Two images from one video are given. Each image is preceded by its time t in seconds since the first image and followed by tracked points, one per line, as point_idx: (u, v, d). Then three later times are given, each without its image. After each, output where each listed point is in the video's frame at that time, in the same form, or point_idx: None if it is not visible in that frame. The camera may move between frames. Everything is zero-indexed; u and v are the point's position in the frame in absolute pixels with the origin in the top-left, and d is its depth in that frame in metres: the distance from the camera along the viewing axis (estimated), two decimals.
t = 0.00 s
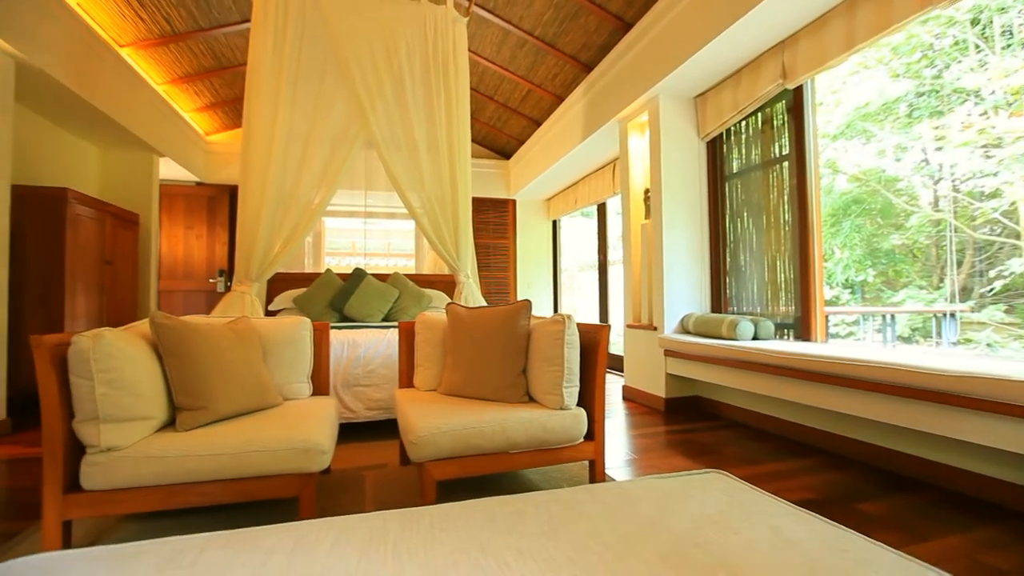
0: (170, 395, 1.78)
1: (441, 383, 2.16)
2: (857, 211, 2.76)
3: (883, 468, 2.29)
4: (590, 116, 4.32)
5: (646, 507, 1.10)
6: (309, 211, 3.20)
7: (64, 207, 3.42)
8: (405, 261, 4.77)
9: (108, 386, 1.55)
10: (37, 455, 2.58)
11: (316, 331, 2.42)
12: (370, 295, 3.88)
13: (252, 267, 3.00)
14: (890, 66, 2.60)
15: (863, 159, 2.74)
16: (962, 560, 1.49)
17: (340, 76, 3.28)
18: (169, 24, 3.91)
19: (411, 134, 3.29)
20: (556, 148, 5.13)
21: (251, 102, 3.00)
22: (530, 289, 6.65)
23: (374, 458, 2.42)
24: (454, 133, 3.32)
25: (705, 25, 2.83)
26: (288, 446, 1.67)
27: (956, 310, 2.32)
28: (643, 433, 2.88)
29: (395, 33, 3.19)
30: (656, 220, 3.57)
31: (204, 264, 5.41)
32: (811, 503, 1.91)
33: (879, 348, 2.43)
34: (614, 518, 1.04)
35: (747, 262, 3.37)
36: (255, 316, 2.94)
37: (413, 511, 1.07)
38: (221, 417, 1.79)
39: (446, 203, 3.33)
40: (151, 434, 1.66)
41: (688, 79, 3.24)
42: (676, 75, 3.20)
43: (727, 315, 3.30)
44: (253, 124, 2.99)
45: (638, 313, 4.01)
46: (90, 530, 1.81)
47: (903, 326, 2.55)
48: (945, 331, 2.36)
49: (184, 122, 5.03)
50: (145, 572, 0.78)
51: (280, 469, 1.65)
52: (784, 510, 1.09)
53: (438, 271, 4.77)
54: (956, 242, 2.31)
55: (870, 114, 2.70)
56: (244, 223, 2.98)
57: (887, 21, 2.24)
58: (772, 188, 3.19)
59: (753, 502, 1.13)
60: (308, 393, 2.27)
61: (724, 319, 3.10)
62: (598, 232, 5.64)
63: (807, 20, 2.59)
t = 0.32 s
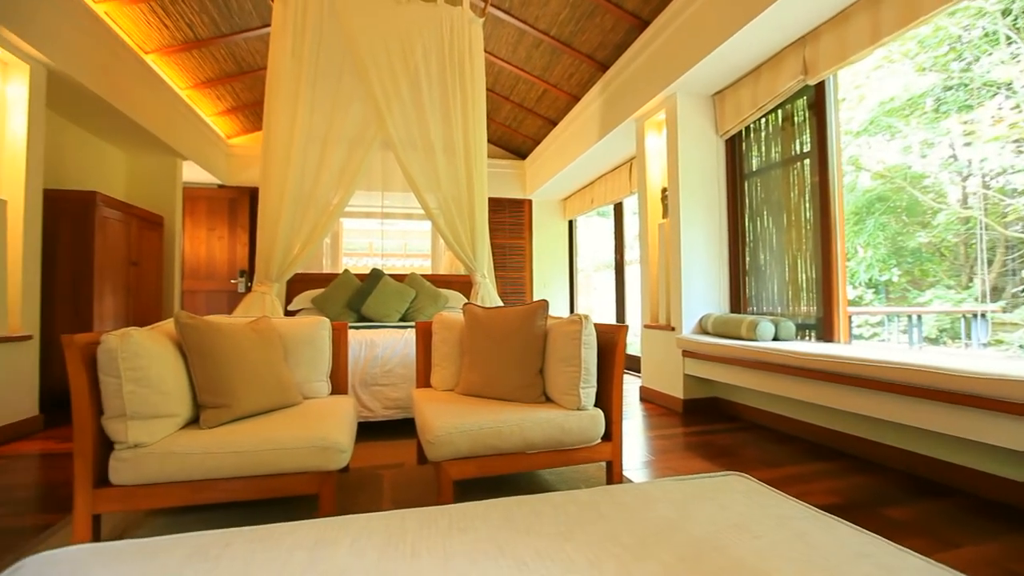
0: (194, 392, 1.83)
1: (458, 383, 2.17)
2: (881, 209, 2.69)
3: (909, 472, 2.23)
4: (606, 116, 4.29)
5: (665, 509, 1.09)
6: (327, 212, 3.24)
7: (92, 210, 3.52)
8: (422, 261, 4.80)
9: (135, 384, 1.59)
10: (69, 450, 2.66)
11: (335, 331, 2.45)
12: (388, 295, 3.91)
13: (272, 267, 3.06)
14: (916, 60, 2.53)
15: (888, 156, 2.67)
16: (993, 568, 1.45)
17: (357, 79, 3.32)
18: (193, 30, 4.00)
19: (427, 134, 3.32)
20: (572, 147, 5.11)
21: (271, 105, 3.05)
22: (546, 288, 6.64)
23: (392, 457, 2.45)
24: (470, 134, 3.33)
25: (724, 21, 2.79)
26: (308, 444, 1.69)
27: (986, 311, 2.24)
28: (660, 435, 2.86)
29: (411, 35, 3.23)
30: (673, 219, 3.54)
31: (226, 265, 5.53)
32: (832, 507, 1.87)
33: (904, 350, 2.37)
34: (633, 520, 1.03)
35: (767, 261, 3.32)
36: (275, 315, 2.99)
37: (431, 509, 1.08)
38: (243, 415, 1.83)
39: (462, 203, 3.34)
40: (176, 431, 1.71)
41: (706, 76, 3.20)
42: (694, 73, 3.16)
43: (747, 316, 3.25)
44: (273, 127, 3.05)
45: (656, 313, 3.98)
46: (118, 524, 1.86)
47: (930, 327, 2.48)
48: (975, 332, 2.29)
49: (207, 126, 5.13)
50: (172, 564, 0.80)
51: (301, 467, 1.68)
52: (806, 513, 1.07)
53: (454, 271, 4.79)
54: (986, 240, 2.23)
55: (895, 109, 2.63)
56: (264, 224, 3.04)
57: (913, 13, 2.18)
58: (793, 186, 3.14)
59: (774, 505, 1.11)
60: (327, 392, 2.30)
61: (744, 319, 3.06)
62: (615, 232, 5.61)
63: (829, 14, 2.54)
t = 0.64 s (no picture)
0: (219, 391, 1.87)
1: (476, 383, 2.17)
2: (909, 207, 2.62)
3: (939, 477, 2.17)
4: (624, 115, 4.26)
5: (687, 511, 1.08)
6: (346, 213, 3.28)
7: (122, 213, 3.62)
8: (440, 262, 4.83)
9: (163, 382, 1.64)
10: (101, 445, 2.75)
11: (355, 331, 2.48)
12: (406, 295, 3.95)
13: (294, 268, 3.11)
14: (947, 52, 2.45)
15: (916, 152, 2.59)
16: None
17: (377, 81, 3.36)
18: (216, 36, 4.09)
19: (445, 135, 3.34)
20: (589, 147, 5.09)
21: (293, 109, 3.10)
22: (564, 288, 6.62)
23: (411, 456, 2.46)
24: (488, 133, 3.34)
25: (745, 16, 2.75)
26: (330, 442, 1.72)
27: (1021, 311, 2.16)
28: (680, 436, 2.83)
29: (430, 37, 3.25)
30: (693, 219, 3.49)
31: (248, 266, 5.64)
32: (858, 512, 1.82)
33: (933, 351, 2.30)
34: (654, 522, 1.02)
35: (790, 261, 3.26)
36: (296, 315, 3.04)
37: (450, 508, 1.08)
38: (266, 413, 1.86)
39: (480, 203, 3.35)
40: (202, 428, 1.75)
41: (727, 73, 3.15)
42: (714, 70, 3.12)
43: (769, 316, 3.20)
44: (295, 130, 3.10)
45: (675, 313, 3.93)
46: (148, 518, 1.91)
47: (961, 329, 2.40)
48: (1010, 334, 2.21)
49: (230, 130, 5.24)
50: (200, 558, 0.82)
51: (323, 464, 1.71)
52: (831, 518, 1.04)
53: (472, 272, 4.81)
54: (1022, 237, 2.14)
55: (924, 104, 2.56)
56: (286, 225, 3.09)
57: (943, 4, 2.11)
58: (817, 184, 3.08)
59: (799, 509, 1.09)
60: (347, 391, 2.33)
61: (766, 320, 3.00)
62: (633, 232, 5.56)
63: (854, 7, 2.48)
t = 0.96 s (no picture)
0: (242, 389, 1.91)
1: (493, 383, 2.18)
2: (937, 204, 2.54)
3: (969, 483, 2.10)
4: (641, 114, 4.23)
5: (707, 514, 1.06)
6: (364, 214, 3.31)
7: (147, 216, 3.72)
8: (456, 262, 4.86)
9: (188, 380, 1.68)
10: (128, 441, 2.83)
11: (373, 331, 2.51)
12: (423, 295, 3.98)
13: (313, 269, 3.16)
14: (977, 44, 2.36)
15: (944, 147, 2.51)
16: None
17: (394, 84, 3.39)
18: (238, 42, 4.17)
19: (462, 136, 3.35)
20: (606, 146, 5.06)
21: (312, 112, 3.15)
22: (580, 289, 6.59)
23: (429, 456, 2.48)
24: (504, 134, 3.34)
25: (764, 13, 2.71)
26: (349, 441, 1.74)
27: None
28: (698, 438, 2.80)
29: (446, 39, 3.27)
30: (712, 218, 3.45)
31: (269, 267, 5.74)
32: (883, 517, 1.78)
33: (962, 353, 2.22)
34: (673, 524, 1.01)
35: (812, 260, 3.21)
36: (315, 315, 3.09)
37: (468, 508, 1.09)
38: (287, 411, 1.89)
39: (497, 204, 3.36)
40: (225, 425, 1.78)
41: (746, 69, 3.11)
42: (733, 67, 3.08)
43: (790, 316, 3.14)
44: (314, 133, 3.14)
45: (693, 313, 3.89)
46: (173, 513, 1.96)
47: (992, 330, 2.32)
48: None
49: (251, 133, 5.35)
50: (224, 554, 0.84)
51: (342, 463, 1.73)
52: (857, 523, 1.02)
53: (488, 272, 4.83)
54: None
55: (952, 98, 2.48)
56: (306, 227, 3.14)
57: None
58: (840, 182, 3.02)
59: (824, 514, 1.06)
60: (366, 391, 2.35)
61: (786, 321, 2.95)
62: (651, 231, 5.52)
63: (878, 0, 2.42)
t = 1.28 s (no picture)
0: (261, 388, 1.94)
1: (509, 383, 2.18)
2: (963, 201, 2.47)
3: (998, 488, 2.04)
4: (657, 113, 4.19)
5: (726, 517, 1.05)
6: (380, 215, 3.34)
7: (169, 217, 3.80)
8: (471, 262, 4.87)
9: (209, 379, 1.71)
10: (151, 438, 2.89)
11: (389, 331, 2.53)
12: (439, 295, 4.01)
13: (330, 268, 3.19)
14: (1005, 36, 2.28)
15: (971, 143, 2.43)
16: None
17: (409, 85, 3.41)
18: (256, 46, 4.23)
19: (477, 137, 3.36)
20: (621, 145, 5.03)
21: (329, 114, 3.19)
22: (595, 288, 6.57)
23: (444, 455, 2.49)
24: (519, 134, 3.34)
25: (782, 8, 2.67)
26: (366, 439, 1.76)
27: None
28: (716, 439, 2.77)
29: (461, 39, 3.29)
30: (729, 216, 3.41)
31: (286, 267, 5.83)
32: (907, 522, 1.74)
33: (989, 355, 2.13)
34: (692, 527, 1.00)
35: (832, 259, 3.15)
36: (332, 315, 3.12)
37: (484, 507, 1.09)
38: (305, 410, 1.92)
39: (512, 203, 3.36)
40: (245, 424, 1.82)
41: (764, 65, 3.06)
42: (751, 63, 3.03)
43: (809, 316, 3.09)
44: (331, 134, 3.18)
45: (710, 313, 3.85)
46: (195, 509, 2.00)
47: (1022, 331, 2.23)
48: None
49: (269, 136, 5.43)
50: (244, 549, 0.85)
51: (360, 461, 1.75)
52: (882, 529, 0.99)
53: (503, 272, 4.83)
54: None
55: (980, 92, 2.40)
56: (323, 227, 3.18)
57: None
58: (861, 179, 2.96)
59: (847, 518, 1.04)
60: (382, 390, 2.37)
61: (806, 321, 2.90)
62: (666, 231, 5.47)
63: None
